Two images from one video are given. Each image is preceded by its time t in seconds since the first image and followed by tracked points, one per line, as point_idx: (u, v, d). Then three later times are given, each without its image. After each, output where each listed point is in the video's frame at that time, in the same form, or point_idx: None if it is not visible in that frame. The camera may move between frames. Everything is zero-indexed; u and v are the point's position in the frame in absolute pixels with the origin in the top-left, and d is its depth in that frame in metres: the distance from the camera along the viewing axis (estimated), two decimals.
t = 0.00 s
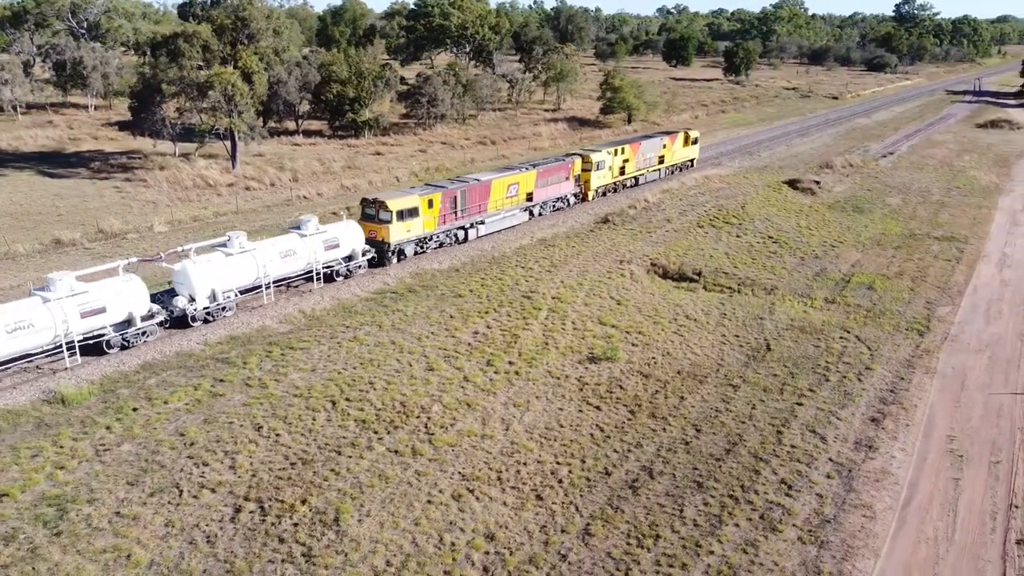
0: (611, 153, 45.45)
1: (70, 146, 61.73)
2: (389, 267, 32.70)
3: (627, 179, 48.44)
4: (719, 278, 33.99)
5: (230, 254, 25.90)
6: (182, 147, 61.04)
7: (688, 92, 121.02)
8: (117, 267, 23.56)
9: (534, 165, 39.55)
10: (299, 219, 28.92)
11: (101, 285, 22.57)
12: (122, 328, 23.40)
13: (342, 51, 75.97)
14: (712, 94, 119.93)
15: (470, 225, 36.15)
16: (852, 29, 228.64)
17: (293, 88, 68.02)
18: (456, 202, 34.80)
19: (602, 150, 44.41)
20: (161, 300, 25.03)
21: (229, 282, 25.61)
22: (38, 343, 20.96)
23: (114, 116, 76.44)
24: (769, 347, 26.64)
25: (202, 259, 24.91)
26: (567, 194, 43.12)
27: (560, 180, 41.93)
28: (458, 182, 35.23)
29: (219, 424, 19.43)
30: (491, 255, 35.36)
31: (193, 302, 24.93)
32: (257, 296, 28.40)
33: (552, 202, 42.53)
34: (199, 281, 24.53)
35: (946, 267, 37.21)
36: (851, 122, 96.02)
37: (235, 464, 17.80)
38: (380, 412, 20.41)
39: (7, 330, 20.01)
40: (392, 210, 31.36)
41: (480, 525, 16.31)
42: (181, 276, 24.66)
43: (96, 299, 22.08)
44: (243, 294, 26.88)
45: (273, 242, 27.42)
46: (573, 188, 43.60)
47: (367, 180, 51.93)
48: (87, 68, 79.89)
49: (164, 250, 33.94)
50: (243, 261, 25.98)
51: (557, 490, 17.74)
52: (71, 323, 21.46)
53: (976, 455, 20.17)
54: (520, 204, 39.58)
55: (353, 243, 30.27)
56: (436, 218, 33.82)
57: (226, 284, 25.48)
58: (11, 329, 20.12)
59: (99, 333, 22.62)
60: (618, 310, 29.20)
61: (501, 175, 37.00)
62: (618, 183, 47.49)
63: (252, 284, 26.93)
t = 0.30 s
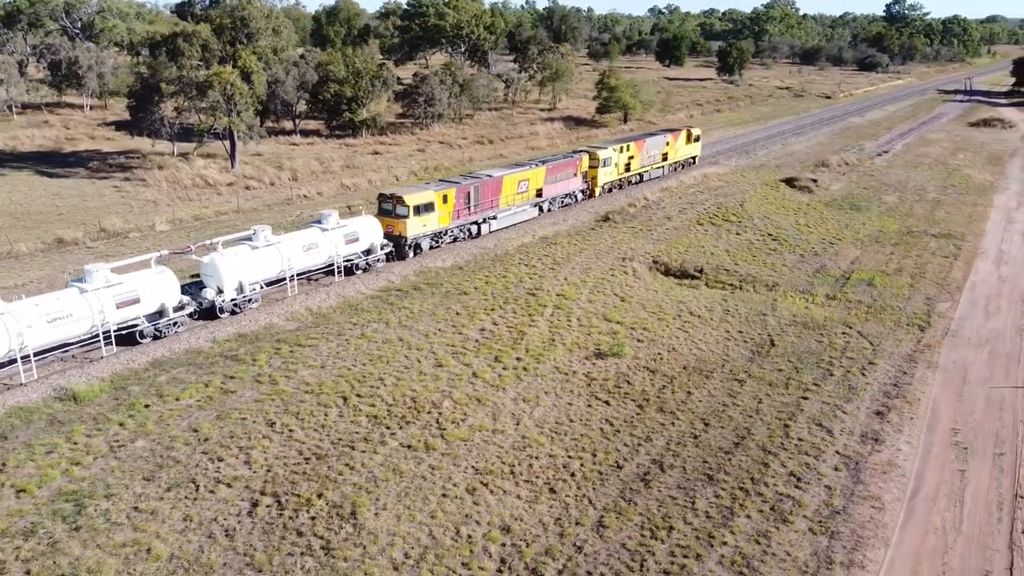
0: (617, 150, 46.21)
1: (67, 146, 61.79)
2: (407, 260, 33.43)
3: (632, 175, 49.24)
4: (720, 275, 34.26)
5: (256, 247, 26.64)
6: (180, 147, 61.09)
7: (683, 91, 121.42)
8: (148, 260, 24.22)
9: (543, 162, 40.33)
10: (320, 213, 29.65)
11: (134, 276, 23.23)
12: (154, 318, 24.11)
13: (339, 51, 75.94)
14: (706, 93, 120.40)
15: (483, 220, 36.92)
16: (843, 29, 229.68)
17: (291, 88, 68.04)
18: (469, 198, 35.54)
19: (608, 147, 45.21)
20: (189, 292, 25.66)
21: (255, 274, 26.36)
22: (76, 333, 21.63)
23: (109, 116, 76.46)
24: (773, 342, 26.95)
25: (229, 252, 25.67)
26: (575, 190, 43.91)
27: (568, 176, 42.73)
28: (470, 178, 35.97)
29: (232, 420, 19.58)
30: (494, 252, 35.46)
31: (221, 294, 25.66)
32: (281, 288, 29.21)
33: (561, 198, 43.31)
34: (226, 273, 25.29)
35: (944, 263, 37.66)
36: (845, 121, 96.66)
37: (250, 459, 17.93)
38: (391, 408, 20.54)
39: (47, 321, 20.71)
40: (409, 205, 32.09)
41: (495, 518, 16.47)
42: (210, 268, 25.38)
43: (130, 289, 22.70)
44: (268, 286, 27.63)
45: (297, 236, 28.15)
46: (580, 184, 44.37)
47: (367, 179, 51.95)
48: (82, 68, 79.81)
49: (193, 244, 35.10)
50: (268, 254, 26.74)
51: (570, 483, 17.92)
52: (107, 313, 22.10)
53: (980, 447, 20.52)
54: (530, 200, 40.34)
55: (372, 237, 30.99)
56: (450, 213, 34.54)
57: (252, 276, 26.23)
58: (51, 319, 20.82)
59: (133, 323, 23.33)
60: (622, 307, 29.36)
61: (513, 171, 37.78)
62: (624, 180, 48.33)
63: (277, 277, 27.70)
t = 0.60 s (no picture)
0: (625, 147, 46.56)
1: (67, 145, 61.89)
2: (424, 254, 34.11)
3: (640, 172, 49.89)
4: (724, 272, 34.46)
5: (282, 240, 27.33)
6: (181, 146, 60.85)
7: (680, 90, 121.71)
8: (180, 252, 25.09)
9: (554, 158, 40.99)
10: (343, 207, 30.32)
11: (167, 267, 23.90)
12: (186, 309, 24.83)
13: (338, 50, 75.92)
14: (703, 92, 120.71)
15: (497, 215, 37.57)
16: (837, 28, 230.34)
17: (291, 87, 68.07)
18: (484, 193, 36.18)
19: (616, 144, 45.61)
20: (219, 284, 26.43)
21: (281, 266, 27.09)
22: (114, 322, 22.33)
23: (108, 116, 76.55)
24: (779, 338, 27.17)
25: (257, 245, 26.38)
26: (585, 186, 44.54)
27: (578, 172, 43.38)
28: (484, 173, 36.62)
29: (246, 415, 19.72)
30: (498, 250, 35.54)
31: (250, 286, 26.43)
32: (306, 280, 29.94)
33: (571, 193, 43.94)
34: (255, 265, 26.01)
35: (945, 260, 37.98)
36: (842, 120, 97.11)
37: (266, 454, 18.06)
38: (404, 403, 20.66)
39: (88, 311, 21.34)
40: (426, 200, 32.71)
41: (512, 510, 16.62)
42: (238, 261, 26.16)
43: (165, 280, 23.45)
44: (293, 278, 28.32)
45: (321, 229, 28.83)
46: (590, 180, 44.97)
47: (368, 178, 51.98)
48: (81, 68, 79.72)
49: (223, 236, 36.45)
50: (294, 247, 27.44)
51: (585, 477, 18.08)
52: (143, 303, 22.85)
53: (987, 440, 20.78)
54: (542, 195, 40.99)
55: (392, 231, 31.66)
56: (466, 208, 35.17)
57: (279, 269, 26.95)
58: (92, 309, 21.46)
59: (166, 313, 24.09)
60: (628, 303, 29.48)
61: (526, 167, 38.39)
62: (631, 176, 48.96)
63: (302, 269, 28.38)
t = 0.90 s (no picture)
0: (636, 144, 47.34)
1: (72, 144, 62.09)
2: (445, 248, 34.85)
3: (650, 169, 50.56)
4: (732, 270, 34.60)
5: (311, 233, 28.07)
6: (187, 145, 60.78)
7: (680, 90, 121.86)
8: (215, 244, 25.73)
9: (568, 154, 41.74)
10: (367, 202, 31.06)
11: (203, 259, 24.77)
12: (221, 299, 25.62)
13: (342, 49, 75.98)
14: (704, 92, 120.87)
15: (514, 210, 38.30)
16: (837, 28, 230.46)
17: (295, 86, 68.16)
18: (502, 188, 36.91)
19: (628, 141, 46.52)
20: (250, 276, 27.17)
21: (311, 259, 27.84)
22: (154, 311, 23.19)
23: (112, 115, 76.84)
24: (790, 334, 27.34)
25: (288, 237, 27.15)
26: (598, 182, 45.29)
27: (591, 169, 44.13)
28: (501, 169, 37.37)
29: (264, 411, 19.86)
30: (507, 248, 35.63)
31: (281, 277, 27.20)
32: (332, 273, 30.67)
33: (584, 190, 44.68)
34: (286, 258, 26.78)
35: (951, 258, 38.16)
36: (843, 119, 97.33)
37: (286, 448, 18.18)
38: (420, 398, 20.78)
39: (130, 299, 22.22)
40: (448, 195, 33.45)
41: (532, 504, 16.74)
42: (269, 253, 26.93)
43: (202, 271, 24.30)
44: (321, 271, 29.07)
45: (347, 223, 29.60)
46: (602, 176, 45.71)
47: (374, 177, 52.05)
48: (84, 67, 79.80)
49: (254, 230, 37.25)
50: (323, 240, 28.20)
51: (602, 470, 18.21)
52: (182, 293, 23.71)
53: (999, 435, 20.96)
54: (556, 191, 41.74)
55: (415, 225, 32.41)
56: (485, 203, 35.89)
57: (309, 261, 27.73)
58: (133, 298, 22.36)
59: (202, 303, 24.86)
60: (638, 300, 29.61)
61: (541, 163, 39.14)
62: (642, 173, 49.57)
63: (330, 262, 29.14)
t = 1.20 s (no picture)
0: (649, 141, 48.09)
1: (79, 143, 62.24)
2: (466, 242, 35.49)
3: (663, 166, 51.30)
4: (742, 267, 34.69)
5: (340, 226, 28.81)
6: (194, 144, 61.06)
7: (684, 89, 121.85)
8: (249, 236, 26.41)
9: (584, 151, 42.38)
10: (393, 196, 31.80)
11: (239, 250, 25.50)
12: (256, 290, 26.35)
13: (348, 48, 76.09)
14: (707, 91, 120.87)
15: (532, 205, 38.93)
16: (838, 28, 230.27)
17: (302, 85, 68.30)
18: (521, 184, 37.53)
19: (642, 138, 47.24)
20: (282, 268, 27.86)
21: (340, 251, 28.57)
22: (193, 301, 23.92)
23: (118, 114, 77.05)
24: (802, 331, 27.44)
25: (318, 230, 27.89)
26: (612, 178, 45.92)
27: (606, 165, 44.78)
28: (521, 165, 38.00)
29: (284, 405, 19.99)
30: (517, 245, 35.71)
31: (311, 269, 27.96)
32: (360, 266, 31.42)
33: (599, 186, 45.30)
34: (316, 250, 27.51)
35: (959, 255, 38.24)
36: (847, 118, 97.39)
37: (307, 443, 18.31)
38: (438, 394, 20.90)
39: (171, 289, 22.96)
40: (470, 189, 34.06)
41: (553, 497, 16.86)
42: (300, 245, 27.57)
43: (238, 262, 25.01)
44: (350, 263, 29.77)
45: (374, 217, 30.31)
46: (616, 173, 46.33)
47: (381, 175, 52.16)
48: (90, 67, 79.99)
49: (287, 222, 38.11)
50: (351, 233, 28.94)
51: (621, 464, 18.32)
52: (219, 283, 24.44)
53: (1013, 430, 21.07)
54: (573, 187, 42.36)
55: (438, 219, 33.11)
56: (505, 198, 36.50)
57: (338, 253, 28.45)
58: (174, 288, 23.08)
59: (238, 293, 25.59)
60: (650, 297, 29.70)
61: (559, 160, 39.79)
62: (655, 170, 50.26)
63: (358, 254, 29.85)
